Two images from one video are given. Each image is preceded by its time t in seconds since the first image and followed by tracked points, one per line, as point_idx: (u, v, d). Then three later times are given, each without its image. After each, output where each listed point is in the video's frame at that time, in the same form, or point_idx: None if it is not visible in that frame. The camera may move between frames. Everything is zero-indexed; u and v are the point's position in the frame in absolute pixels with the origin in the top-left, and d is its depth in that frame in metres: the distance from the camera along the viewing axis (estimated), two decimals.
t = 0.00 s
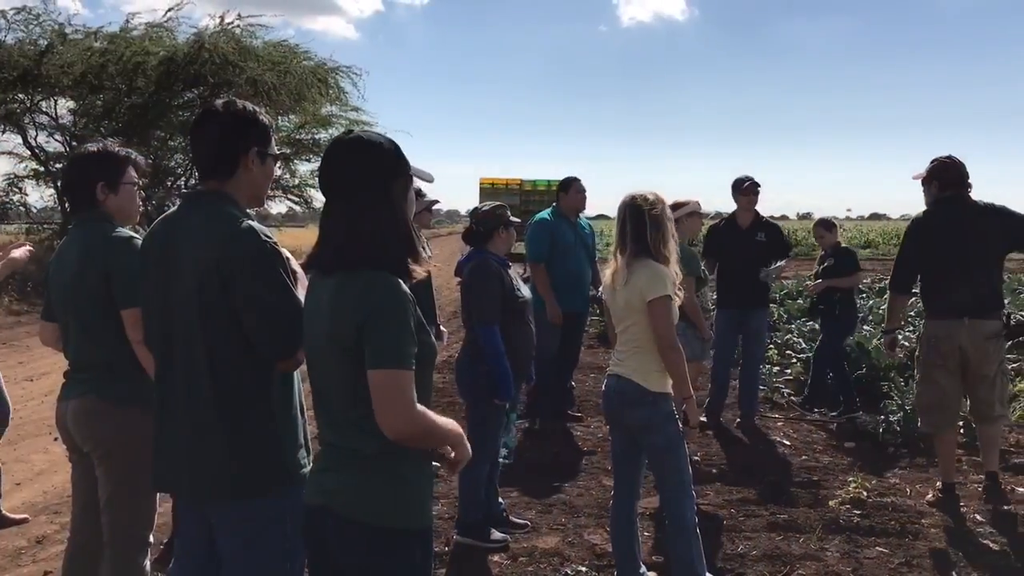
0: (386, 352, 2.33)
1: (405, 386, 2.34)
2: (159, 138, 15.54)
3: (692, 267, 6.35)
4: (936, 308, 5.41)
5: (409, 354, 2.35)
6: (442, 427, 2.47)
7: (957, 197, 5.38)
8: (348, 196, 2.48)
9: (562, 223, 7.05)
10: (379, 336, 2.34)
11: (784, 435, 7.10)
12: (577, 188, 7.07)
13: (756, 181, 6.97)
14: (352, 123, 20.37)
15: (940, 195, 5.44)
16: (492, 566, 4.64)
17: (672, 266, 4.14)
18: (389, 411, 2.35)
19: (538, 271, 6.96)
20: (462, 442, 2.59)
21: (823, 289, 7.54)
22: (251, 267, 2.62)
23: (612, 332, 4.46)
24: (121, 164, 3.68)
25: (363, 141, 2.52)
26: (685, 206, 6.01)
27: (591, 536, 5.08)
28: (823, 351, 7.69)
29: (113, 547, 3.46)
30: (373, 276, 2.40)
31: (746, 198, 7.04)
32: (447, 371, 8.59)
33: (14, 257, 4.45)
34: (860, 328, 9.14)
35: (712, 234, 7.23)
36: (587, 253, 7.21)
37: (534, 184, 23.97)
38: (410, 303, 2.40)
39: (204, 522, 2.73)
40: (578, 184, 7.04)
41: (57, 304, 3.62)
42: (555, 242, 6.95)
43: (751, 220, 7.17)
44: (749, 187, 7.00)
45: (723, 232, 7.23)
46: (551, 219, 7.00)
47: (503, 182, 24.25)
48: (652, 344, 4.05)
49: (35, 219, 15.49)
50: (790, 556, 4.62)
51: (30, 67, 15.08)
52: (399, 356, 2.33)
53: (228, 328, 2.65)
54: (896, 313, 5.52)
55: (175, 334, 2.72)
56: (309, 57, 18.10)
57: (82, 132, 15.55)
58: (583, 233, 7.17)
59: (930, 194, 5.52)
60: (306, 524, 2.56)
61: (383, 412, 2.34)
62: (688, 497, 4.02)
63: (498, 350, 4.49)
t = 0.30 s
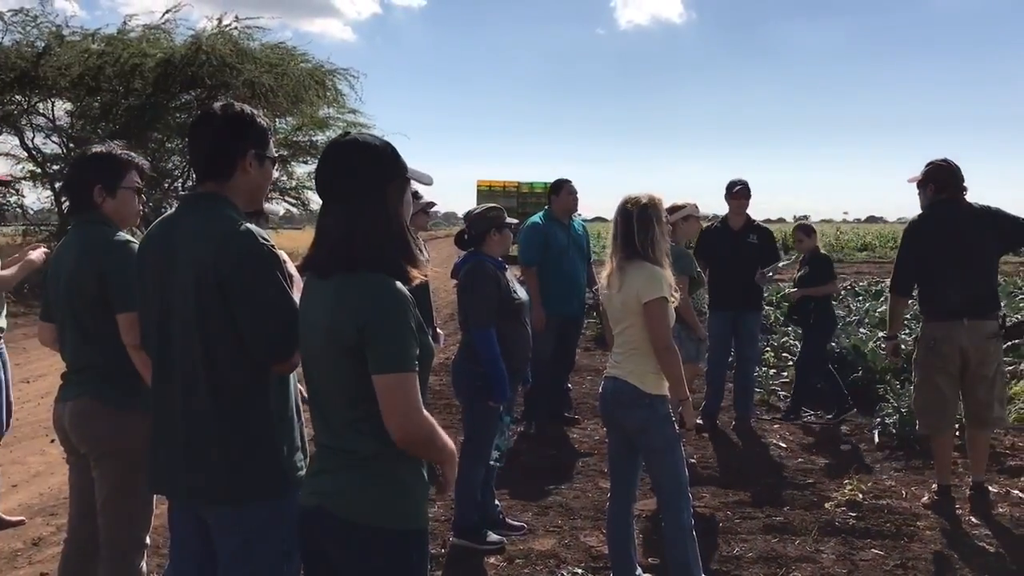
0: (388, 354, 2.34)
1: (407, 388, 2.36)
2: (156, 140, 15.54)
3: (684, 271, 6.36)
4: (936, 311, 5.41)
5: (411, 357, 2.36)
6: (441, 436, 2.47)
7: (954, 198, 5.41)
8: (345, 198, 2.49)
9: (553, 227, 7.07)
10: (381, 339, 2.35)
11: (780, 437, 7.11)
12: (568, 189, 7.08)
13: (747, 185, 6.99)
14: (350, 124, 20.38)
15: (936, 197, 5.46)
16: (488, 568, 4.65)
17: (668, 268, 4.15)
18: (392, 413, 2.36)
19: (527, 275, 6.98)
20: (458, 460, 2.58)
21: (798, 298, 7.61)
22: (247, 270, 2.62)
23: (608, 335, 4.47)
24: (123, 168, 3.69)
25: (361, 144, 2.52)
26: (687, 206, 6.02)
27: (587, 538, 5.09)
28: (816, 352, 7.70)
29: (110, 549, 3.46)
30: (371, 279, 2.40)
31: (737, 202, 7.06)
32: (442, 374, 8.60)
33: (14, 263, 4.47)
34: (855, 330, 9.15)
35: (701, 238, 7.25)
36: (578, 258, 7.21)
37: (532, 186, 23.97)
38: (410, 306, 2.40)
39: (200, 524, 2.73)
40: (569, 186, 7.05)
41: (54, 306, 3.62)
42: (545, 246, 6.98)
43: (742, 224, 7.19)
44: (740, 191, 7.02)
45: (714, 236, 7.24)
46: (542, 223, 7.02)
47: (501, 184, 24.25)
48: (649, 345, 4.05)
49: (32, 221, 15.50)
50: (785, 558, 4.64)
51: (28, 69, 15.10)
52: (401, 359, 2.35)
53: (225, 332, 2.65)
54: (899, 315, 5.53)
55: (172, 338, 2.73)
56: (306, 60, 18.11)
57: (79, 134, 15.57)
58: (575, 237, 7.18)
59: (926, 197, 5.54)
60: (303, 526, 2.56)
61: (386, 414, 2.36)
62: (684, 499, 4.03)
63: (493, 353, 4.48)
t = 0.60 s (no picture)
0: (387, 357, 2.34)
1: (405, 391, 2.36)
2: (152, 141, 15.56)
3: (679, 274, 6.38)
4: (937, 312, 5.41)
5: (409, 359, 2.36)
6: (437, 452, 2.47)
7: (954, 201, 5.43)
8: (341, 198, 2.48)
9: (547, 229, 7.08)
10: (380, 341, 2.35)
11: (775, 440, 7.12)
12: (564, 193, 7.07)
13: (739, 188, 7.00)
14: (346, 127, 20.38)
15: (937, 200, 5.48)
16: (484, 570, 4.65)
17: (663, 270, 4.14)
18: (390, 415, 2.36)
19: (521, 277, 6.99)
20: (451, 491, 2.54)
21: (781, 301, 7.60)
22: (242, 271, 2.61)
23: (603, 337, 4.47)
24: (125, 170, 3.68)
25: (356, 145, 2.52)
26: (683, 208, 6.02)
27: (583, 540, 5.09)
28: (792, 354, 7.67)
29: (105, 550, 3.46)
30: (369, 281, 2.40)
31: (727, 205, 7.08)
32: (437, 376, 8.60)
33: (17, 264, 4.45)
34: (851, 332, 9.16)
35: (692, 239, 7.25)
36: (572, 261, 7.22)
37: (528, 189, 23.97)
38: (408, 306, 2.40)
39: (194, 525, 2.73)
40: (564, 189, 7.04)
41: (49, 307, 3.62)
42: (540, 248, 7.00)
43: (736, 226, 7.21)
44: (731, 194, 7.03)
45: (708, 239, 7.26)
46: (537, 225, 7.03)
47: (497, 187, 24.26)
48: (644, 348, 4.05)
49: (27, 222, 15.47)
50: (781, 560, 4.64)
51: (23, 70, 15.12)
52: (400, 361, 2.35)
53: (219, 332, 2.65)
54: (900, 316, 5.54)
55: (168, 337, 2.73)
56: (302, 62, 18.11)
57: (74, 135, 15.57)
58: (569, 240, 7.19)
59: (925, 199, 5.56)
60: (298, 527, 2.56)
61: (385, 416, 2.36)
62: (678, 501, 4.02)
63: (488, 355, 4.49)
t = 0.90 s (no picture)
0: (380, 361, 2.34)
1: (398, 395, 2.35)
2: (145, 145, 15.43)
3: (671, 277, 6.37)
4: (930, 316, 5.43)
5: (403, 364, 2.36)
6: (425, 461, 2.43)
7: (948, 205, 5.45)
8: (335, 202, 2.49)
9: (541, 233, 7.09)
10: (373, 346, 2.34)
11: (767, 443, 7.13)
12: (556, 197, 7.07)
13: (729, 193, 7.02)
14: (338, 130, 20.38)
15: (930, 204, 5.50)
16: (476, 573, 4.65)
17: (654, 274, 4.16)
18: (382, 418, 2.35)
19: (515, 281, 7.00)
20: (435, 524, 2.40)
21: (777, 304, 7.45)
22: (232, 274, 2.62)
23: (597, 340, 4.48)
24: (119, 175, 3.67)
25: (349, 149, 2.52)
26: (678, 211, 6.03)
27: (575, 544, 5.09)
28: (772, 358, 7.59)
29: (95, 554, 3.45)
30: (363, 284, 2.40)
31: (718, 209, 7.09)
32: (430, 380, 8.60)
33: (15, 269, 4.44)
34: (841, 336, 9.19)
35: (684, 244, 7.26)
36: (565, 264, 7.23)
37: (521, 192, 23.99)
38: (402, 310, 2.40)
39: (182, 528, 2.71)
40: (556, 193, 7.04)
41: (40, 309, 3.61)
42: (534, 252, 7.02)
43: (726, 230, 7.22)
44: (722, 199, 7.04)
45: (699, 243, 7.28)
46: (531, 229, 7.04)
47: (490, 191, 24.28)
48: (636, 351, 4.06)
49: (19, 226, 15.41)
50: (772, 563, 4.65)
51: (15, 72, 15.05)
52: (393, 366, 2.34)
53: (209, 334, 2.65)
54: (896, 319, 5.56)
55: (157, 340, 2.73)
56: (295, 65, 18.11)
57: (66, 138, 15.50)
58: (561, 244, 7.21)
59: (919, 203, 5.58)
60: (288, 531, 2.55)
61: (377, 420, 2.35)
62: (671, 505, 4.02)
63: (480, 356, 4.53)
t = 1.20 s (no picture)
0: (369, 366, 2.34)
1: (388, 400, 2.36)
2: (136, 150, 15.54)
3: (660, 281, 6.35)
4: (921, 318, 5.46)
5: (392, 369, 2.36)
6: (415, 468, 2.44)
7: (938, 208, 5.48)
8: (329, 207, 2.49)
9: (531, 237, 7.10)
10: (362, 351, 2.35)
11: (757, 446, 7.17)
12: (546, 201, 7.08)
13: (719, 197, 7.05)
14: (329, 135, 20.38)
15: (922, 208, 5.54)
16: None
17: (644, 277, 4.17)
18: (371, 423, 2.36)
19: (505, 285, 6.99)
20: (422, 535, 2.38)
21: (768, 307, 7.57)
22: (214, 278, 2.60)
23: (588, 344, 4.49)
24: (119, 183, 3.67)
25: (342, 154, 2.52)
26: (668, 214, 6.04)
27: (567, 547, 5.10)
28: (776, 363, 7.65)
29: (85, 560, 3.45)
30: (353, 289, 2.40)
31: (709, 213, 7.10)
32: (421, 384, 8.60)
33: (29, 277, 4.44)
34: (831, 339, 9.22)
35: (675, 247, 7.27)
36: (555, 268, 7.24)
37: (512, 197, 24.02)
38: (393, 315, 2.40)
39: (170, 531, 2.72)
40: (546, 198, 7.05)
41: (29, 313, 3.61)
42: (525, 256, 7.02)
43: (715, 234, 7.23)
44: (713, 203, 7.05)
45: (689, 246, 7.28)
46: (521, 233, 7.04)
47: (481, 195, 24.29)
48: (627, 355, 4.07)
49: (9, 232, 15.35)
50: (763, 565, 4.67)
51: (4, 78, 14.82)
52: (382, 371, 2.35)
53: (192, 339, 2.64)
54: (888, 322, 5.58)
55: (144, 345, 2.73)
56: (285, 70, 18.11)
57: (57, 144, 15.21)
58: (551, 248, 7.22)
59: (910, 207, 5.61)
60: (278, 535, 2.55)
61: (367, 425, 2.36)
62: (662, 508, 4.02)
63: (471, 361, 4.54)
